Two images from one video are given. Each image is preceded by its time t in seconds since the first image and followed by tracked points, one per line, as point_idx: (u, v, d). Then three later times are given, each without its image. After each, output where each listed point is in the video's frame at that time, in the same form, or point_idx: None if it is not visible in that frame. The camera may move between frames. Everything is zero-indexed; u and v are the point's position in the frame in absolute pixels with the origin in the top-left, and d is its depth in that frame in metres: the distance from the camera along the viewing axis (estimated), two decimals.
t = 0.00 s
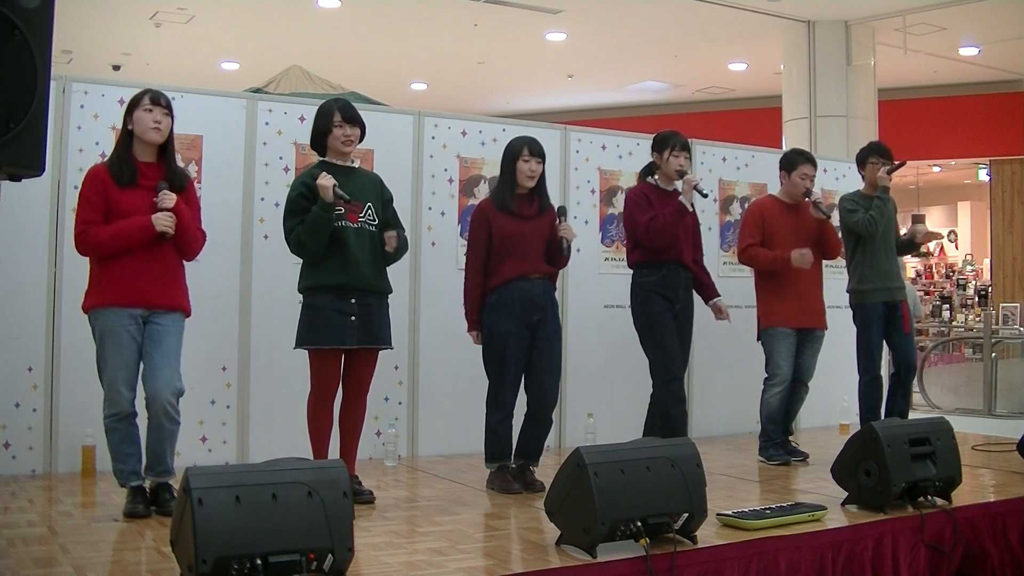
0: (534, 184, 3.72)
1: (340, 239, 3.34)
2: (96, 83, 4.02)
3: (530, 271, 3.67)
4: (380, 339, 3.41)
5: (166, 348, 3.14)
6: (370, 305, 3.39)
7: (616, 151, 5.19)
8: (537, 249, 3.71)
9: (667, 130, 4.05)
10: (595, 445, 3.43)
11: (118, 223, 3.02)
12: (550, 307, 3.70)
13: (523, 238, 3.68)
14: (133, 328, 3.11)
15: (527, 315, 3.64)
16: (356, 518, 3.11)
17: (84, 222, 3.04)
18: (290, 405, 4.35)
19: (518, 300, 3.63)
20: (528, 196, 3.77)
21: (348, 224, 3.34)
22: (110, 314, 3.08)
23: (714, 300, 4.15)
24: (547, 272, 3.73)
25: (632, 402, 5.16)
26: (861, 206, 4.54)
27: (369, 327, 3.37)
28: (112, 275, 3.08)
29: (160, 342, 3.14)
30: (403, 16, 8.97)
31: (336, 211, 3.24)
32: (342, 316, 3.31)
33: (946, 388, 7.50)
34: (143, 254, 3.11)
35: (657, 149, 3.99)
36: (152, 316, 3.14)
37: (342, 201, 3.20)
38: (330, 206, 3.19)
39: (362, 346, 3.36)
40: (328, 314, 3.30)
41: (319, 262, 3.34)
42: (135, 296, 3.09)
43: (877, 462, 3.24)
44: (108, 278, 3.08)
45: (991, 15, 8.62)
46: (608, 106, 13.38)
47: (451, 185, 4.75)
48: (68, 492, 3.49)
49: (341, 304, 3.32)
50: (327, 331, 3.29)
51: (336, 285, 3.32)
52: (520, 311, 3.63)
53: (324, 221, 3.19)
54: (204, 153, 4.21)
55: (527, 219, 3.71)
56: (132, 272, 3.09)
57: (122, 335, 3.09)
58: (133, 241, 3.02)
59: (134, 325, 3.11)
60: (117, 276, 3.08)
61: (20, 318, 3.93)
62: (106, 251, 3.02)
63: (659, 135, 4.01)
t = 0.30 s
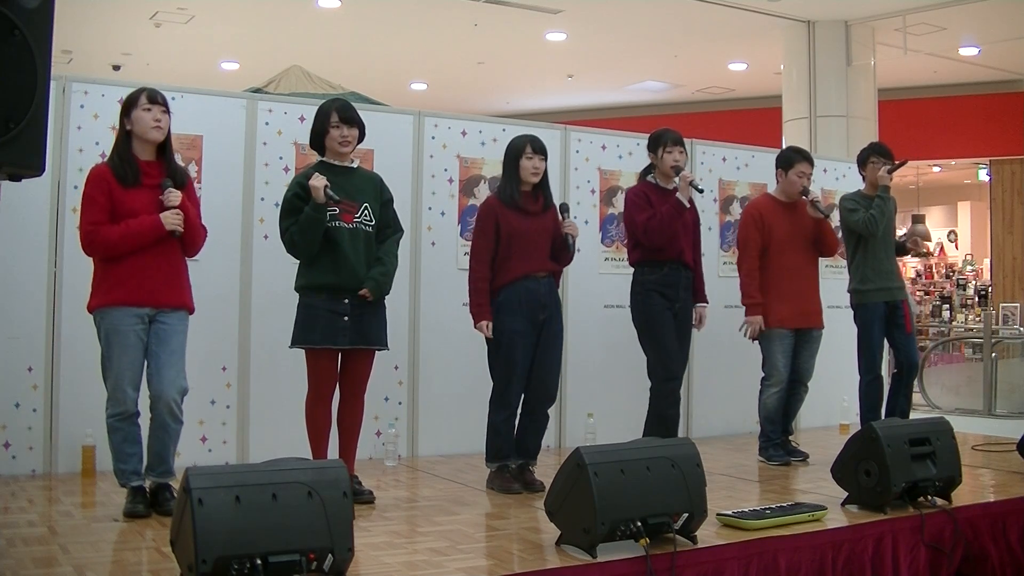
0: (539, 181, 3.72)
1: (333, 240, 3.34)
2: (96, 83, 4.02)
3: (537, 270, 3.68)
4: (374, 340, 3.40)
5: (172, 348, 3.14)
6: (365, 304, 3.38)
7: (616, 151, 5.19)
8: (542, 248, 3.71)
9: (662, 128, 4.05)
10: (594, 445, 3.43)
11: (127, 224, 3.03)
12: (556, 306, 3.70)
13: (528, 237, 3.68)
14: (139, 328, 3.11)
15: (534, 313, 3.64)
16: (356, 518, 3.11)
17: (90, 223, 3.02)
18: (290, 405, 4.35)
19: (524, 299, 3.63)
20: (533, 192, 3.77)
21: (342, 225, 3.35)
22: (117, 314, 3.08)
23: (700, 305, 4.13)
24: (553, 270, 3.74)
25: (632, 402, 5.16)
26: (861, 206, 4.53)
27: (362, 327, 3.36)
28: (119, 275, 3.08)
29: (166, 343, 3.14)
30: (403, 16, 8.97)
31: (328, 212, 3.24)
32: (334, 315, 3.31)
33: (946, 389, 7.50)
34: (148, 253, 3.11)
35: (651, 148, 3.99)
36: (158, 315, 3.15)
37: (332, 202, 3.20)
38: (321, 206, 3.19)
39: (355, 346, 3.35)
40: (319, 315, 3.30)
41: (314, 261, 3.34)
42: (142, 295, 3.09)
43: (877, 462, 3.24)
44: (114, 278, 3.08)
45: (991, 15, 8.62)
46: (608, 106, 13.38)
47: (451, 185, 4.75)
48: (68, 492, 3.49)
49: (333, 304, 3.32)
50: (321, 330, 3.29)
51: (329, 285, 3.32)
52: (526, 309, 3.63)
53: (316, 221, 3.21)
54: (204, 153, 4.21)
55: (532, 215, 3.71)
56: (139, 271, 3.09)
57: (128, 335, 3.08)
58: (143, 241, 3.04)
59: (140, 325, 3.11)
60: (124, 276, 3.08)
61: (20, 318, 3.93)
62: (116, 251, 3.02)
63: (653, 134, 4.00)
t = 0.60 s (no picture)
0: (537, 180, 3.72)
1: (331, 240, 3.33)
2: (96, 83, 4.02)
3: (536, 270, 3.69)
4: (370, 340, 3.39)
5: (174, 348, 3.14)
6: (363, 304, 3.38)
7: (616, 151, 5.19)
8: (542, 248, 3.71)
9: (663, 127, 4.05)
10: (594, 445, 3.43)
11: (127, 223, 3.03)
12: (553, 306, 3.71)
13: (530, 237, 3.68)
14: (141, 327, 3.11)
15: (532, 313, 3.66)
16: (356, 518, 3.11)
17: (90, 223, 3.03)
18: (290, 405, 4.35)
19: (522, 299, 3.65)
20: (532, 192, 3.77)
21: (339, 225, 3.34)
22: (118, 313, 3.08)
23: (724, 295, 4.13)
24: (552, 271, 3.75)
25: (632, 402, 5.16)
26: (861, 206, 4.53)
27: (358, 327, 3.36)
28: (120, 275, 3.08)
29: (169, 343, 3.14)
30: (403, 16, 8.97)
31: (325, 212, 3.24)
32: (331, 315, 3.31)
33: (947, 388, 7.50)
34: (150, 252, 3.11)
35: (651, 147, 3.99)
36: (160, 315, 3.14)
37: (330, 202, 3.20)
38: (319, 207, 3.19)
39: (352, 346, 3.35)
40: (317, 314, 3.30)
41: (311, 261, 3.34)
42: (144, 294, 3.09)
43: (877, 461, 3.24)
44: (116, 278, 3.08)
45: (991, 15, 8.62)
46: (609, 106, 13.38)
47: (451, 185, 4.75)
48: (68, 492, 3.49)
49: (330, 304, 3.32)
50: (318, 330, 3.30)
51: (327, 284, 3.32)
52: (525, 308, 3.64)
53: (313, 221, 3.20)
54: (204, 153, 4.21)
55: (533, 216, 3.70)
56: (140, 271, 3.09)
57: (129, 334, 3.09)
58: (142, 240, 3.03)
59: (142, 325, 3.11)
60: (125, 276, 3.08)
61: (20, 318, 3.93)
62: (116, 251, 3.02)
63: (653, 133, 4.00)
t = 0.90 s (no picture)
0: (534, 180, 3.73)
1: (328, 239, 3.35)
2: (96, 83, 4.02)
3: (534, 270, 3.68)
4: (368, 340, 3.38)
5: (174, 348, 3.13)
6: (359, 305, 3.38)
7: (616, 151, 5.19)
8: (541, 248, 3.71)
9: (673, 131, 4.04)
10: (594, 445, 3.43)
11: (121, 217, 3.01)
12: (550, 306, 3.71)
13: (530, 237, 3.68)
14: (140, 327, 3.11)
15: (529, 313, 3.65)
16: (356, 519, 3.11)
17: (89, 222, 3.05)
18: (290, 405, 4.35)
19: (519, 299, 3.64)
20: (529, 192, 3.77)
21: (338, 224, 3.34)
22: (117, 313, 3.08)
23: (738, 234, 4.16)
24: (550, 271, 3.75)
25: (632, 402, 5.16)
26: (860, 205, 4.53)
27: (355, 327, 3.36)
28: (119, 274, 3.09)
29: (168, 343, 3.13)
30: (403, 16, 8.97)
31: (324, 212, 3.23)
32: (327, 315, 3.31)
33: (946, 388, 7.51)
34: (149, 251, 3.11)
35: (659, 150, 4.01)
36: (159, 315, 3.14)
37: (330, 203, 3.19)
38: (318, 207, 3.18)
39: (348, 346, 3.35)
40: (314, 314, 3.30)
41: (308, 262, 3.34)
42: (142, 294, 3.09)
43: (877, 462, 3.24)
44: (115, 277, 3.09)
45: (991, 15, 8.62)
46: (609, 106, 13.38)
47: (451, 185, 4.75)
48: (68, 492, 3.49)
49: (326, 304, 3.32)
50: (317, 330, 3.29)
51: (324, 285, 3.33)
52: (522, 308, 3.64)
53: (312, 221, 3.19)
54: (204, 153, 4.21)
55: (532, 216, 3.70)
56: (139, 269, 3.09)
57: (128, 334, 3.09)
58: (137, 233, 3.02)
59: (140, 324, 3.11)
60: (123, 275, 3.09)
61: (20, 318, 3.93)
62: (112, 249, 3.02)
63: (664, 137, 4.00)
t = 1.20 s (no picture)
0: (533, 180, 3.73)
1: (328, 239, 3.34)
2: (96, 83, 4.02)
3: (529, 271, 3.67)
4: (365, 341, 3.39)
5: (170, 348, 3.13)
6: (356, 305, 3.38)
7: (616, 151, 5.19)
8: (538, 249, 3.71)
9: (674, 131, 4.04)
10: (594, 445, 3.43)
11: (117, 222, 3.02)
12: (547, 306, 3.70)
13: (524, 238, 3.68)
14: (136, 327, 3.11)
15: (524, 313, 3.64)
16: (356, 519, 3.11)
17: (86, 225, 3.05)
18: (289, 405, 4.35)
19: (514, 300, 3.63)
20: (527, 192, 3.77)
21: (337, 226, 3.34)
22: (113, 314, 3.09)
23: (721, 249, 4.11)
24: (547, 271, 3.73)
25: (632, 402, 5.16)
26: (862, 206, 4.53)
27: (351, 326, 3.36)
28: (116, 275, 3.09)
29: (165, 344, 3.13)
30: (403, 16, 8.97)
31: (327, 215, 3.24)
32: (324, 316, 3.32)
33: (946, 388, 7.51)
34: (145, 253, 3.11)
35: (663, 149, 3.99)
36: (156, 315, 3.14)
37: (334, 206, 3.19)
38: (321, 210, 3.18)
39: (344, 346, 3.35)
40: (310, 314, 3.30)
41: (307, 262, 3.35)
42: (138, 295, 3.09)
43: (877, 462, 3.24)
44: (111, 278, 3.09)
45: (991, 15, 8.62)
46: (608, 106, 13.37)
47: (451, 185, 4.75)
48: (69, 492, 3.49)
49: (322, 304, 3.32)
50: (317, 330, 3.30)
51: (321, 285, 3.32)
52: (517, 310, 3.63)
53: (313, 222, 3.19)
54: (204, 153, 4.21)
55: (528, 216, 3.70)
56: (135, 271, 3.09)
57: (124, 334, 3.09)
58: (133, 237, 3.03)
59: (137, 325, 3.11)
60: (120, 276, 3.09)
61: (20, 318, 3.93)
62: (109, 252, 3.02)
63: (665, 137, 4.00)
